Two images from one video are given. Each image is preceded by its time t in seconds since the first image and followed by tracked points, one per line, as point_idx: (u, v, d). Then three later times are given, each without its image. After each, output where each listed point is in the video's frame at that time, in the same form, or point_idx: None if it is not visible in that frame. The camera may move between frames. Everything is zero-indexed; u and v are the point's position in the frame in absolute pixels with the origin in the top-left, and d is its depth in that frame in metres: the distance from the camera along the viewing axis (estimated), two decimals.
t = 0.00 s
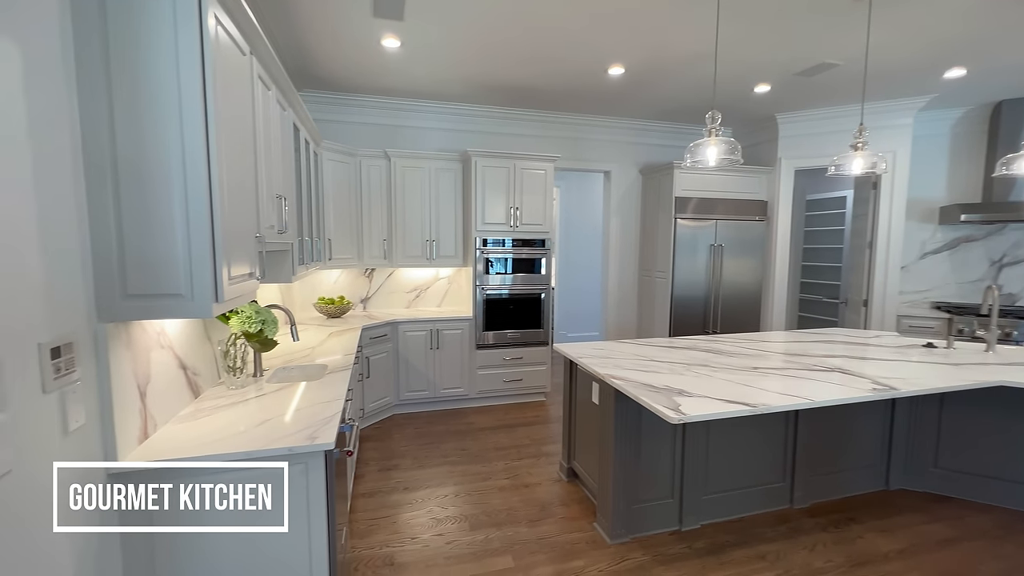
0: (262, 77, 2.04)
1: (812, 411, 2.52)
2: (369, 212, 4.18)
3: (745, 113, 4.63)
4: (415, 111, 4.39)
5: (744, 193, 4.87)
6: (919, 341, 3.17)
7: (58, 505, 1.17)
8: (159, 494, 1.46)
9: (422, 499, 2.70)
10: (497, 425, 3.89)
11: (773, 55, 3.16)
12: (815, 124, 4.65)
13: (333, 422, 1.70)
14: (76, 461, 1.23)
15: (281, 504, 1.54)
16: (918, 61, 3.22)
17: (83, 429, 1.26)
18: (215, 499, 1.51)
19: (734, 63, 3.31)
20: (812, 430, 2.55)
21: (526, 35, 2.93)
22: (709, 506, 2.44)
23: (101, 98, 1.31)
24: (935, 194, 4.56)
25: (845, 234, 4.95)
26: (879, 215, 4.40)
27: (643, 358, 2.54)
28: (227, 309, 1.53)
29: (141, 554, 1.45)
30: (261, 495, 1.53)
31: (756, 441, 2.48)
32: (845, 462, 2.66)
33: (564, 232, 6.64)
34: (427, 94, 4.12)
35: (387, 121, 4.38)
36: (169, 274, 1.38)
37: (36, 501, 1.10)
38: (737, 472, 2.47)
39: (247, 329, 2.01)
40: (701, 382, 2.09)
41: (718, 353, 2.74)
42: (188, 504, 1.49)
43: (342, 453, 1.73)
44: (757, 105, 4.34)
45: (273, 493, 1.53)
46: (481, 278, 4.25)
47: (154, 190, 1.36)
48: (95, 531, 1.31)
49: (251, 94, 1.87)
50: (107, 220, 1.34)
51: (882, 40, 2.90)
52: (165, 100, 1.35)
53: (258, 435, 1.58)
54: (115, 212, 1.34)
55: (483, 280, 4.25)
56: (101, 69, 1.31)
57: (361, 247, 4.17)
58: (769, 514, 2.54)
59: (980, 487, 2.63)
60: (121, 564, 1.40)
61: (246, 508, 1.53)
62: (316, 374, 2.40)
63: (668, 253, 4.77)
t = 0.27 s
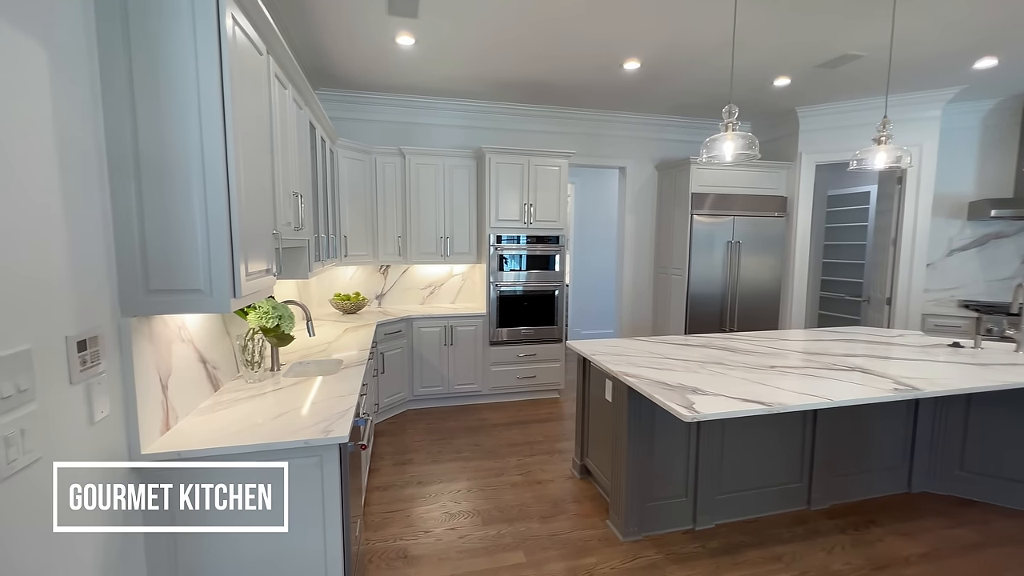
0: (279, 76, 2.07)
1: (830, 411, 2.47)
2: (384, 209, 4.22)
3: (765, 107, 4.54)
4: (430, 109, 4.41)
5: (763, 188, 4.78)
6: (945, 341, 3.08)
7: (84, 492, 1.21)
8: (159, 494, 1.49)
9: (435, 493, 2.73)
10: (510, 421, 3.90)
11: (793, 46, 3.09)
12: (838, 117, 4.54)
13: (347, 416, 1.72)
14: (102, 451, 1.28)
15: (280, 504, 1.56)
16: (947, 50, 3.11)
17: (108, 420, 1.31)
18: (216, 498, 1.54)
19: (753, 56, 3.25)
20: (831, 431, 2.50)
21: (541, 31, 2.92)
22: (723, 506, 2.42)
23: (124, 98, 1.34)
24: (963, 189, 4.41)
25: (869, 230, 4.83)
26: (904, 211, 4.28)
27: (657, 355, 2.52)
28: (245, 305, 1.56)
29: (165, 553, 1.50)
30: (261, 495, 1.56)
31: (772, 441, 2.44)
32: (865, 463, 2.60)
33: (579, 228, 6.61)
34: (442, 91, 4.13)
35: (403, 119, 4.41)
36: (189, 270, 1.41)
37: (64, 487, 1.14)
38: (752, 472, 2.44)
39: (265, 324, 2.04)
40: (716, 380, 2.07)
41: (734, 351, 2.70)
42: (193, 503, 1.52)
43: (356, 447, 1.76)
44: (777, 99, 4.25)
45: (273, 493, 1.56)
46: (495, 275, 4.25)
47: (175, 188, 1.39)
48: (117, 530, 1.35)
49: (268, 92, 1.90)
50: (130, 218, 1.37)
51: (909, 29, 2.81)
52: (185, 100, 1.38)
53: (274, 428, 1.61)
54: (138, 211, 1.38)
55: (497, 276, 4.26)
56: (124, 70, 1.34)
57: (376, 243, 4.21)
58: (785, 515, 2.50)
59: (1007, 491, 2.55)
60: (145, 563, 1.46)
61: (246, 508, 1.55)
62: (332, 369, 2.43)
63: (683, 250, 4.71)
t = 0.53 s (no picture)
0: (288, 75, 2.08)
1: (841, 411, 2.44)
2: (394, 207, 4.24)
3: (778, 102, 4.47)
4: (439, 107, 4.42)
5: (775, 185, 4.71)
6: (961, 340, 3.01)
7: (97, 485, 1.23)
8: (160, 494, 1.49)
9: (443, 489, 2.75)
10: (519, 419, 3.91)
11: (807, 40, 3.03)
12: (853, 112, 4.46)
13: (355, 412, 1.74)
14: (115, 444, 1.30)
15: (280, 505, 1.58)
16: (967, 42, 3.04)
17: (121, 414, 1.33)
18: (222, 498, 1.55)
19: (766, 50, 3.20)
20: (843, 431, 2.47)
21: (550, 27, 2.90)
22: (732, 505, 2.40)
23: (135, 98, 1.36)
24: (983, 185, 4.31)
25: (884, 227, 4.74)
26: (921, 208, 4.19)
27: (665, 353, 2.50)
28: (254, 302, 1.58)
29: (177, 552, 1.52)
30: (261, 495, 1.58)
31: (782, 440, 2.41)
32: (877, 464, 2.56)
33: (588, 226, 6.58)
34: (451, 89, 4.13)
35: (412, 116, 4.42)
36: (199, 267, 1.43)
37: (77, 477, 1.16)
38: (761, 472, 2.42)
39: (275, 321, 2.08)
40: (725, 379, 2.05)
41: (744, 350, 2.67)
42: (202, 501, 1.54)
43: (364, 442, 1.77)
44: (790, 94, 4.19)
45: (274, 493, 1.58)
46: (503, 272, 4.26)
47: (185, 188, 1.41)
48: (132, 530, 1.36)
49: (277, 91, 1.91)
50: (141, 218, 1.40)
51: (927, 21, 2.74)
52: (194, 99, 1.40)
53: (282, 423, 1.63)
54: (149, 211, 1.40)
55: (505, 274, 4.26)
56: (135, 72, 1.36)
57: (386, 241, 4.24)
58: (795, 515, 2.47)
59: None
60: (160, 563, 1.47)
61: (250, 507, 1.57)
62: (340, 365, 2.45)
63: (694, 247, 4.66)
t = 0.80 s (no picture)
0: (290, 71, 2.08)
1: (847, 409, 2.42)
2: (397, 204, 4.24)
3: (784, 97, 4.43)
4: (442, 103, 4.41)
5: (781, 181, 4.67)
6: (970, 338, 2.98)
7: (97, 483, 1.23)
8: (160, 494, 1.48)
9: (446, 486, 2.75)
10: (522, 416, 3.91)
11: (814, 35, 3.00)
12: (861, 107, 4.41)
13: (358, 408, 1.74)
14: (117, 440, 1.31)
15: (283, 501, 1.58)
16: (978, 36, 2.99)
17: (123, 409, 1.33)
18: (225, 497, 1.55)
19: (772, 45, 3.16)
20: (849, 429, 2.45)
21: (554, 23, 2.88)
22: (737, 503, 2.38)
23: (136, 93, 1.36)
24: (993, 182, 4.26)
25: (892, 224, 4.69)
26: (930, 204, 4.14)
27: (669, 351, 2.48)
28: (256, 298, 1.57)
29: (180, 553, 1.52)
30: (268, 491, 1.58)
31: (787, 438, 2.39)
32: (884, 463, 2.54)
33: (592, 223, 6.55)
34: (454, 85, 4.12)
35: (415, 113, 4.41)
36: (201, 263, 1.43)
37: (78, 471, 1.16)
38: (766, 470, 2.40)
39: (277, 317, 2.08)
40: (729, 376, 2.03)
41: (749, 348, 2.65)
42: (203, 502, 1.54)
43: (367, 438, 1.77)
44: (797, 89, 4.14)
45: (280, 489, 1.58)
46: (507, 269, 4.25)
47: (187, 185, 1.41)
48: (134, 530, 1.36)
49: (279, 87, 1.91)
50: (144, 216, 1.39)
51: (938, 14, 2.70)
52: (195, 94, 1.39)
53: (285, 419, 1.63)
54: (151, 207, 1.40)
55: (509, 271, 4.25)
56: (136, 69, 1.36)
57: (389, 238, 4.24)
58: (800, 514, 2.46)
59: None
60: (163, 562, 1.48)
61: (254, 506, 1.57)
62: (343, 362, 2.46)
63: (699, 244, 4.63)
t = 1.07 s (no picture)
0: (285, 63, 2.03)
1: (851, 408, 2.39)
2: (395, 200, 4.20)
3: (786, 93, 4.39)
4: (441, 99, 4.36)
5: (782, 178, 4.64)
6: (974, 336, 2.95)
7: (84, 485, 1.19)
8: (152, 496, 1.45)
9: (444, 486, 2.71)
10: (521, 414, 3.87)
11: (817, 29, 2.96)
12: (863, 103, 4.37)
13: (354, 407, 1.70)
14: (105, 440, 1.27)
15: (280, 502, 1.55)
16: (983, 30, 2.95)
17: (111, 408, 1.29)
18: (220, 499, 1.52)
19: (775, 39, 3.12)
20: (853, 428, 2.41)
21: (554, 16, 2.84)
22: (739, 503, 2.35)
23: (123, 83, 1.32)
24: (996, 178, 4.22)
25: (894, 221, 4.65)
26: (932, 200, 4.10)
27: (671, 348, 2.45)
28: (249, 294, 1.53)
29: (172, 558, 1.49)
30: (265, 492, 1.54)
31: (790, 437, 2.36)
32: (887, 462, 2.51)
33: (591, 220, 6.51)
34: (453, 80, 4.07)
35: (414, 109, 4.36)
36: (191, 257, 1.39)
37: (63, 471, 1.12)
38: (769, 469, 2.37)
39: (272, 315, 2.03)
40: (732, 374, 2.00)
41: (752, 345, 2.61)
42: (196, 504, 1.50)
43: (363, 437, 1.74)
44: (799, 85, 4.10)
45: (277, 489, 1.54)
46: (506, 266, 4.21)
47: (177, 177, 1.37)
48: (124, 535, 1.32)
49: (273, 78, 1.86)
50: (132, 208, 1.35)
51: (943, 7, 2.66)
52: (185, 83, 1.35)
53: (279, 418, 1.59)
54: (140, 201, 1.36)
55: (508, 268, 4.21)
56: (124, 57, 1.31)
57: (387, 234, 4.20)
58: (803, 513, 2.42)
59: None
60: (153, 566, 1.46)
61: (252, 508, 1.53)
62: (341, 360, 2.42)
63: (699, 241, 4.58)
